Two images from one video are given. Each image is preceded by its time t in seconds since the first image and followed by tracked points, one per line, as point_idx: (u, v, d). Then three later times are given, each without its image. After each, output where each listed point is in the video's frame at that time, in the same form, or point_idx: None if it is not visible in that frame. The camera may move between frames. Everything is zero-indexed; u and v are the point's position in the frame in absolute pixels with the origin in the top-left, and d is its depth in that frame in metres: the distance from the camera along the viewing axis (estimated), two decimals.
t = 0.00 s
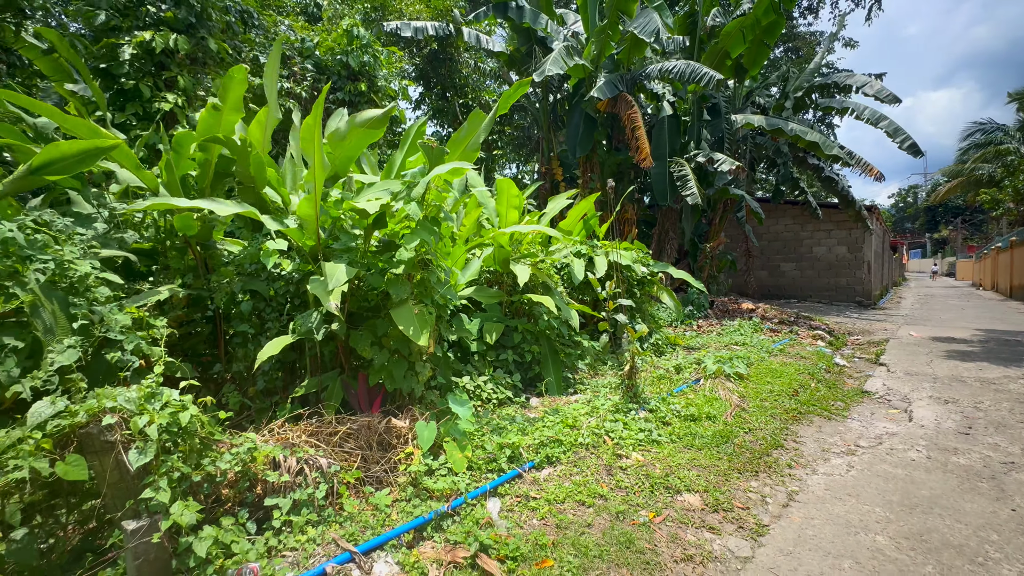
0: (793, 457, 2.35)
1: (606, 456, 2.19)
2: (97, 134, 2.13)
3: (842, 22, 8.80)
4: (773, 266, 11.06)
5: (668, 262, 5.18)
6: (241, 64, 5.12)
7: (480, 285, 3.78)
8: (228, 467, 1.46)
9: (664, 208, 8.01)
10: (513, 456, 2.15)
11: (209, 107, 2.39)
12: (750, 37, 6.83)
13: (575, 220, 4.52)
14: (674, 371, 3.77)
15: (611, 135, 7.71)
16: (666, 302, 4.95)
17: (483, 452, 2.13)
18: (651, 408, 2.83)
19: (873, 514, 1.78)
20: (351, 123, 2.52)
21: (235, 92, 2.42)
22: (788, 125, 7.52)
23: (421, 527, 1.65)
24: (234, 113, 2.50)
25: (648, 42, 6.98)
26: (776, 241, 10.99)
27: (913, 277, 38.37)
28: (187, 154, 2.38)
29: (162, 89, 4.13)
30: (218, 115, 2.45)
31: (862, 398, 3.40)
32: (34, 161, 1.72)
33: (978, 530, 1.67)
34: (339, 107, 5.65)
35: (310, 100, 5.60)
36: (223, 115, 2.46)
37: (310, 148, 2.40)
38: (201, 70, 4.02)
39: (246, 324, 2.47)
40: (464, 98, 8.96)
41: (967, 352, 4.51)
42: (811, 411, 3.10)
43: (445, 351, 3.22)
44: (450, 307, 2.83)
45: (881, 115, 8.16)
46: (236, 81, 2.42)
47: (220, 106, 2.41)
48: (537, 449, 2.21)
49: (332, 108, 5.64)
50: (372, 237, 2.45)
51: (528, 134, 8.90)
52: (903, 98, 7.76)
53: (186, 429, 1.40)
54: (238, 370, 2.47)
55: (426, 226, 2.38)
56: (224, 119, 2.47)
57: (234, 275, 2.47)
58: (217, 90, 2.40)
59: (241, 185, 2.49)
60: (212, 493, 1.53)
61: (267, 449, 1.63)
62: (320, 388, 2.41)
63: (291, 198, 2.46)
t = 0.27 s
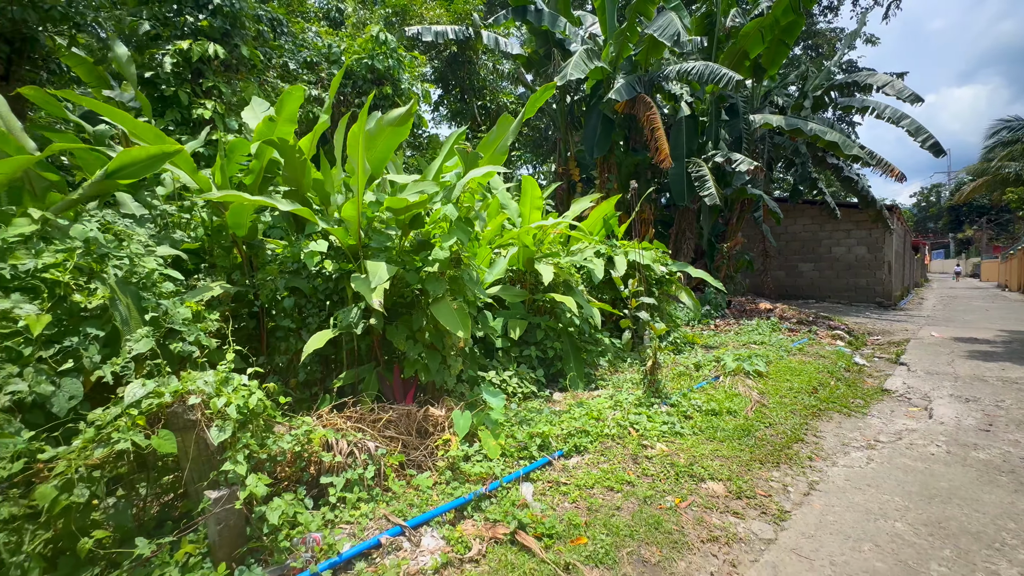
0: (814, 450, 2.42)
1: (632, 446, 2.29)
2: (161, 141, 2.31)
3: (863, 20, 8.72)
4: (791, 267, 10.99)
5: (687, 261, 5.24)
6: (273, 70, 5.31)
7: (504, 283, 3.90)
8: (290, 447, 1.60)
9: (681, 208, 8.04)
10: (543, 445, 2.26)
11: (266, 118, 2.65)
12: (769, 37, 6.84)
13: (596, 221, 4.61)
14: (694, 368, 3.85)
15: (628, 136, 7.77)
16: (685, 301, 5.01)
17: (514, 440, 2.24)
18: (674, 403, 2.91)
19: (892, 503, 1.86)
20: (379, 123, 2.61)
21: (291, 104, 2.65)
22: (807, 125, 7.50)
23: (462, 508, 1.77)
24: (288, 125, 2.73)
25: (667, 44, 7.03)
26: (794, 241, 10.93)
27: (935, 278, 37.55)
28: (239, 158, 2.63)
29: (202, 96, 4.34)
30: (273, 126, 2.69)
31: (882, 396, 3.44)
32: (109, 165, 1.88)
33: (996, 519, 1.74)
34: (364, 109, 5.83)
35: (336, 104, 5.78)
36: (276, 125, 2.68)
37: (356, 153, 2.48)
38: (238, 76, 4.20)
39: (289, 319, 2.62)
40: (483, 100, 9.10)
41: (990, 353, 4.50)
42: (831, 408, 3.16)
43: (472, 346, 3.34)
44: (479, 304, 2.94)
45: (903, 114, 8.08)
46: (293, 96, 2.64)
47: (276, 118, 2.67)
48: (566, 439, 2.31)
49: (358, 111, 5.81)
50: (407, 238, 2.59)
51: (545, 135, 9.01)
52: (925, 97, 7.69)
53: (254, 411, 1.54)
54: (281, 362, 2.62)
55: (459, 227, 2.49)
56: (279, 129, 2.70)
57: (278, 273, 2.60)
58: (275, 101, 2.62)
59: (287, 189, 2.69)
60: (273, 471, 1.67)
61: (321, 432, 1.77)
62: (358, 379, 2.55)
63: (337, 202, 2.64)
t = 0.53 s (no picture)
0: (826, 439, 2.54)
1: (652, 434, 2.43)
2: (217, 145, 2.46)
3: (876, 17, 8.73)
4: (803, 264, 11.02)
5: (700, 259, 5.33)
6: (297, 74, 5.49)
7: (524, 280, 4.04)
8: (345, 428, 1.76)
9: (693, 206, 8.13)
10: (568, 432, 2.40)
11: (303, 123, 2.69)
12: (781, 36, 6.90)
13: (611, 219, 4.73)
14: (708, 363, 3.96)
15: (641, 135, 7.87)
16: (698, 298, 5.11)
17: (542, 427, 2.39)
18: (690, 395, 3.04)
19: (901, 486, 1.98)
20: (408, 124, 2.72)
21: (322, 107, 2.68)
22: (819, 123, 7.54)
23: (498, 487, 1.92)
24: (322, 127, 2.77)
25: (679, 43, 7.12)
26: (805, 238, 10.95)
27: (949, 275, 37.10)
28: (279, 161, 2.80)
29: (233, 101, 4.52)
30: (310, 130, 2.73)
31: (893, 390, 3.54)
32: (173, 171, 2.05)
33: (1000, 501, 1.85)
34: (384, 112, 5.99)
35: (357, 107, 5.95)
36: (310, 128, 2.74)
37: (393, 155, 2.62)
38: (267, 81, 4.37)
39: (327, 313, 2.78)
40: (496, 100, 9.24)
41: (1001, 349, 4.56)
42: (842, 401, 3.27)
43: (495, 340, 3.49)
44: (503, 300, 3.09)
45: (916, 111, 8.09)
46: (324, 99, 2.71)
47: (312, 121, 2.71)
48: (590, 427, 2.45)
49: (378, 113, 5.98)
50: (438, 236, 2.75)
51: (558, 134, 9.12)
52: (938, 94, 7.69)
53: (314, 395, 1.70)
54: (319, 354, 2.79)
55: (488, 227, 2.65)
56: (314, 133, 2.74)
57: (316, 271, 2.76)
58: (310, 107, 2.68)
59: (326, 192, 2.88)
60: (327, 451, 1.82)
61: (369, 417, 1.92)
62: (392, 370, 2.71)
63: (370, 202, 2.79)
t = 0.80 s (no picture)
0: (835, 426, 2.64)
1: (668, 421, 2.54)
2: (251, 145, 2.57)
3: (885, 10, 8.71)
4: (810, 259, 11.05)
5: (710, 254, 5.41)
6: (312, 74, 5.59)
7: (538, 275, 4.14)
8: (382, 413, 1.88)
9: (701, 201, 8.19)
10: (588, 419, 2.51)
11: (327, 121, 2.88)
12: (790, 31, 6.93)
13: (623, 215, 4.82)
14: (719, 355, 4.06)
15: (649, 131, 7.93)
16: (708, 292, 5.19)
17: (562, 414, 2.50)
18: (703, 385, 3.14)
19: (909, 469, 2.07)
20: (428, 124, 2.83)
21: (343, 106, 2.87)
22: (828, 118, 7.55)
23: (525, 469, 2.03)
24: (343, 125, 2.96)
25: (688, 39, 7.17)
26: (813, 233, 10.97)
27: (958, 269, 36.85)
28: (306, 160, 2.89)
29: (252, 101, 4.63)
30: (332, 127, 2.93)
31: (901, 381, 3.62)
32: (218, 171, 2.16)
33: (1004, 482, 1.94)
34: (396, 110, 6.09)
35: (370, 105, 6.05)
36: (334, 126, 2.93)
37: (418, 155, 2.71)
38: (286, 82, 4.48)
39: (353, 306, 2.90)
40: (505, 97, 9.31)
41: (1009, 341, 4.62)
42: (851, 391, 3.35)
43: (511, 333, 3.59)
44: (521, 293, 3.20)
45: (925, 104, 8.09)
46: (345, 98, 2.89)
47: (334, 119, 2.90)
48: (608, 414, 2.56)
49: (391, 112, 6.08)
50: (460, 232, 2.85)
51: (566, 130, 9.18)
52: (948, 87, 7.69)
53: (353, 382, 1.82)
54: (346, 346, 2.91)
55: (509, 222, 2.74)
56: (337, 130, 2.93)
57: (343, 266, 2.88)
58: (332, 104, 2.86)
59: (350, 190, 2.98)
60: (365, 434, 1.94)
61: (403, 403, 2.04)
62: (416, 360, 2.83)
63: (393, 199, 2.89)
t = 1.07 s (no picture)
0: (847, 411, 2.72)
1: (685, 407, 2.63)
2: (278, 145, 2.63)
3: None
4: (817, 249, 11.06)
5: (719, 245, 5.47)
6: (324, 72, 5.67)
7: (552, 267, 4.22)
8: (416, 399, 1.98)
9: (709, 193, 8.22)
10: (607, 405, 2.60)
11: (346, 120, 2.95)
12: (798, 22, 6.92)
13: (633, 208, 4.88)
14: (730, 344, 4.14)
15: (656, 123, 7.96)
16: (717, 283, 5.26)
17: (582, 400, 2.59)
18: (717, 372, 3.22)
19: (920, 449, 2.15)
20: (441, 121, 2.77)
21: (362, 103, 2.92)
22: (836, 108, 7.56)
23: (551, 452, 2.12)
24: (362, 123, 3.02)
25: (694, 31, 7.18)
26: (820, 224, 10.98)
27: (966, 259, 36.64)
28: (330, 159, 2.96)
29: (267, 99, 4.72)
30: (352, 126, 2.98)
31: (911, 368, 3.69)
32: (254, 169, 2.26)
33: (1012, 461, 2.02)
34: (407, 106, 6.16)
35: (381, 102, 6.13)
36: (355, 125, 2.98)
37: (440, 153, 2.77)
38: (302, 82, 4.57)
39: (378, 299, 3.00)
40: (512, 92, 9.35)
41: (1016, 328, 4.68)
42: (862, 377, 3.43)
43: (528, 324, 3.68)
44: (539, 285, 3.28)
45: (933, 93, 8.08)
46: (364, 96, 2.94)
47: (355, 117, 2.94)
48: (627, 401, 2.65)
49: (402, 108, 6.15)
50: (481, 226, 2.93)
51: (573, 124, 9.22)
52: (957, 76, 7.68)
53: (389, 370, 1.91)
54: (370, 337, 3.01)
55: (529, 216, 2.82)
56: (355, 129, 2.99)
57: (366, 260, 2.97)
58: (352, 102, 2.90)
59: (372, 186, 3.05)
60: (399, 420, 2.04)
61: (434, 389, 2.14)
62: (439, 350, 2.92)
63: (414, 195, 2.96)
